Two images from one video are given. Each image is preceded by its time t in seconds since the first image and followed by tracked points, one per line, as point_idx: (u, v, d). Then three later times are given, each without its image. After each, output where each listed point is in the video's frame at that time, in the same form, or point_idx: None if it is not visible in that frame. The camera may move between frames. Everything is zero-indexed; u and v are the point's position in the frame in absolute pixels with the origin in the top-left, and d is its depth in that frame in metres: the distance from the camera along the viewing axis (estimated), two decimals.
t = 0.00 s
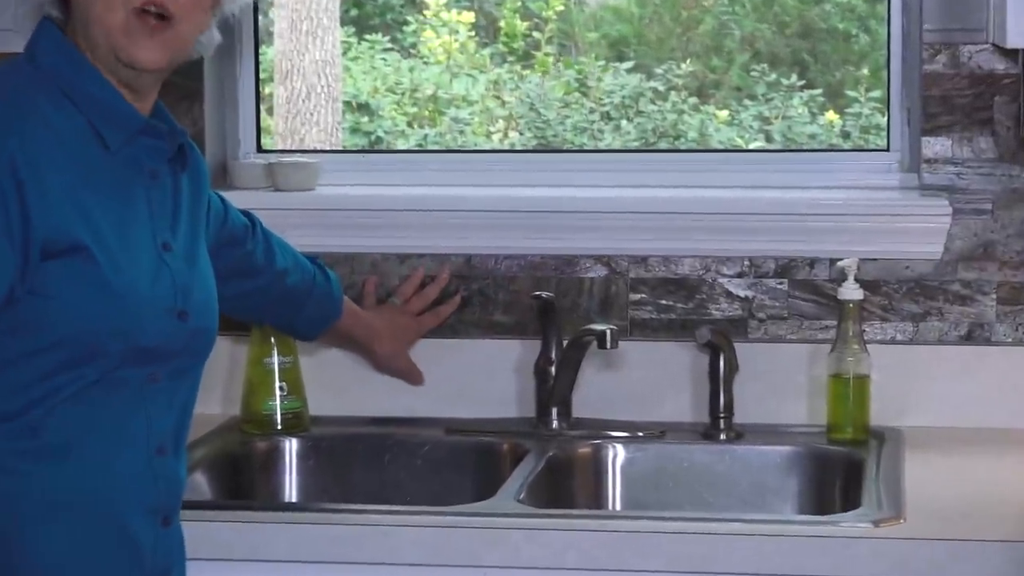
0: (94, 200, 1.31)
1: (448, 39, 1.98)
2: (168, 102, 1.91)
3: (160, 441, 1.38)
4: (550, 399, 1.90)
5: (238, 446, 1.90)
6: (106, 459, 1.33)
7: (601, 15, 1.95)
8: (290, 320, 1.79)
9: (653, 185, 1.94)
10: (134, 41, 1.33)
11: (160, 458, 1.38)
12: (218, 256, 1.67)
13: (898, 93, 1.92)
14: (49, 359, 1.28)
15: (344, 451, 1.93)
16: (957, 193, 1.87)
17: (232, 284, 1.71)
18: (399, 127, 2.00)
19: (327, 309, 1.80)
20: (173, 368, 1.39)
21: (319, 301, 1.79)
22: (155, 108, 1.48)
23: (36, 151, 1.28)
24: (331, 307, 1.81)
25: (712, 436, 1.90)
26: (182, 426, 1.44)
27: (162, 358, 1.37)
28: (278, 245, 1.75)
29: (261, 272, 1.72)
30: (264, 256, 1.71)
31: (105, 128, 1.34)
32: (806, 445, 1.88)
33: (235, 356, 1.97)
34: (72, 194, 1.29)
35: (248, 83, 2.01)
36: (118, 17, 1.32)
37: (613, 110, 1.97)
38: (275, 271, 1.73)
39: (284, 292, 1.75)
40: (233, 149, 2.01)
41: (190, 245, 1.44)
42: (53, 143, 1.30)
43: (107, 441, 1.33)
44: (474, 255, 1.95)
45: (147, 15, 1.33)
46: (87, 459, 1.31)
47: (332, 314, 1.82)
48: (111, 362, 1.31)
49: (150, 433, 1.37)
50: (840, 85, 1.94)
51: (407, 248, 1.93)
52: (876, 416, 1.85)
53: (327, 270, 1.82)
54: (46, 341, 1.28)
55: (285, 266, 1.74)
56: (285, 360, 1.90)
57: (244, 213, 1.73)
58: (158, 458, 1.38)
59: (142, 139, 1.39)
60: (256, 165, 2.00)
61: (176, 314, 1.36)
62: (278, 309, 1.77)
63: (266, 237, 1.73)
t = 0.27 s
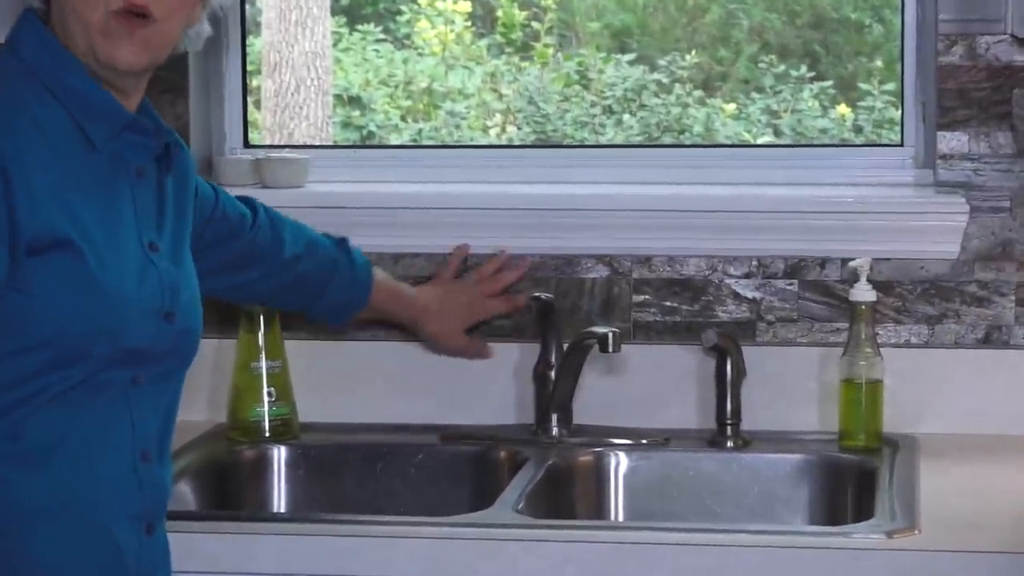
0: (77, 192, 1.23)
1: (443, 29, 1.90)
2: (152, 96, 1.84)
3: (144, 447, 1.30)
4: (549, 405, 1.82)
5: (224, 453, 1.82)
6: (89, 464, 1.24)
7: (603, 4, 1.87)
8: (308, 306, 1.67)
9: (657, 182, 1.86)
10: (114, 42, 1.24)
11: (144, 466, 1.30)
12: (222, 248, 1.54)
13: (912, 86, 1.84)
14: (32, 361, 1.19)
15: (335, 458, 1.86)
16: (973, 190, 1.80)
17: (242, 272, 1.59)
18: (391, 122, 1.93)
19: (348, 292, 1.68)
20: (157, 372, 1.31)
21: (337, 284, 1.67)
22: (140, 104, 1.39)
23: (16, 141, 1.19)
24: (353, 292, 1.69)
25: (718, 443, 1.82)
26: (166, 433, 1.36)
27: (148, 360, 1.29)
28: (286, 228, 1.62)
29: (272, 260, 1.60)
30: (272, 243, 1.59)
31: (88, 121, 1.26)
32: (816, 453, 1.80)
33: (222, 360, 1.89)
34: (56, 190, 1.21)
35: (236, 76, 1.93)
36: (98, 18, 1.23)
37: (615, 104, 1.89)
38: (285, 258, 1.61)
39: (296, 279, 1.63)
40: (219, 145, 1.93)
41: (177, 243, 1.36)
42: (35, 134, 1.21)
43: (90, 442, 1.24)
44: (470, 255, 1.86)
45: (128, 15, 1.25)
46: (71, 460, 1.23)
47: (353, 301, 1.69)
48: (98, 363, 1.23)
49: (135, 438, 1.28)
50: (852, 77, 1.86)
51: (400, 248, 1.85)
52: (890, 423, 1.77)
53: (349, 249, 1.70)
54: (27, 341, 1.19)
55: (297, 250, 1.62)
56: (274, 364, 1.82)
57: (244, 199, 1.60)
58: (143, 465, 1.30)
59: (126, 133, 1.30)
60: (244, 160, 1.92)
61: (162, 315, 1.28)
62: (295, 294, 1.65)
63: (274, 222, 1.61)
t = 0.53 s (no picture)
0: (66, 189, 1.17)
1: (441, 18, 1.82)
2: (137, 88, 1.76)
3: (135, 454, 1.23)
4: (551, 412, 1.75)
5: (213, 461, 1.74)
6: (76, 469, 1.18)
7: None
8: (288, 330, 1.54)
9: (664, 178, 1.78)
10: (107, 24, 1.17)
11: (135, 473, 1.23)
12: (205, 257, 1.46)
13: (930, 78, 1.76)
14: (16, 362, 1.13)
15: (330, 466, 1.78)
16: (994, 186, 1.72)
17: (222, 288, 1.49)
18: (386, 115, 1.85)
19: (329, 313, 1.55)
20: (149, 376, 1.24)
21: (317, 306, 1.54)
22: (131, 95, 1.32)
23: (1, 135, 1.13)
24: (332, 316, 1.55)
25: (729, 451, 1.75)
26: (157, 439, 1.30)
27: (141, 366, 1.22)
28: (272, 246, 1.52)
29: (250, 277, 1.49)
30: (254, 258, 1.49)
31: (74, 115, 1.19)
32: (831, 461, 1.72)
33: (210, 364, 1.81)
34: (44, 185, 1.15)
35: (226, 67, 1.85)
36: None
37: (620, 96, 1.81)
38: (267, 275, 1.50)
39: (278, 298, 1.51)
40: (208, 139, 1.85)
41: (170, 244, 1.29)
42: (20, 128, 1.15)
43: (85, 446, 1.18)
44: (469, 254, 1.79)
45: None
46: (62, 466, 1.17)
47: (333, 325, 1.55)
48: (88, 368, 1.17)
49: (125, 443, 1.22)
50: (867, 69, 1.78)
51: (396, 246, 1.77)
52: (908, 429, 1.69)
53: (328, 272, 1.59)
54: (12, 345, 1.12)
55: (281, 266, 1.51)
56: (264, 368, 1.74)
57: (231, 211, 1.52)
58: (134, 472, 1.23)
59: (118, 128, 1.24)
60: (233, 156, 1.84)
61: (156, 318, 1.22)
62: (274, 316, 1.53)
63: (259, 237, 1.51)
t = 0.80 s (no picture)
0: (51, 192, 1.17)
1: (439, 7, 1.74)
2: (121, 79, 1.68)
3: (120, 463, 1.24)
4: (554, 418, 1.67)
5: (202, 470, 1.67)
6: (60, 480, 1.18)
7: None
8: (245, 341, 1.55)
9: (672, 174, 1.71)
10: (93, 21, 1.18)
11: (120, 483, 1.24)
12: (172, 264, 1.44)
13: (950, 69, 1.68)
14: (2, 368, 1.14)
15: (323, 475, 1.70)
16: (1018, 182, 1.64)
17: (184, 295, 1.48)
18: (382, 108, 1.77)
19: (284, 325, 1.57)
20: (133, 382, 1.25)
21: (276, 319, 1.56)
22: (112, 87, 1.31)
23: None
24: (288, 330, 1.58)
25: (740, 459, 1.67)
26: (143, 447, 1.30)
27: (124, 370, 1.23)
28: (234, 257, 1.52)
29: (214, 287, 1.49)
30: (218, 268, 1.49)
31: (58, 110, 1.19)
32: (846, 469, 1.65)
33: (198, 368, 1.73)
34: (28, 183, 1.16)
35: (214, 58, 1.77)
36: None
37: (627, 88, 1.73)
38: (229, 285, 1.50)
39: (239, 310, 1.52)
40: (195, 133, 1.77)
41: (151, 249, 1.28)
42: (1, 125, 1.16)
43: (69, 453, 1.19)
44: (469, 253, 1.71)
45: None
46: (46, 471, 1.17)
47: (289, 338, 1.59)
48: (71, 373, 1.17)
49: (109, 452, 1.22)
50: (885, 60, 1.70)
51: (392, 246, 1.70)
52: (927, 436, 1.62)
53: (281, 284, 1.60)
54: None
55: (242, 278, 1.51)
56: (255, 373, 1.67)
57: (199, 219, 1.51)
58: (119, 482, 1.24)
59: (101, 127, 1.23)
60: (222, 151, 1.76)
61: (137, 323, 1.22)
62: (232, 326, 1.53)
63: (220, 249, 1.50)
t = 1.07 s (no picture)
0: (26, 188, 1.10)
1: None
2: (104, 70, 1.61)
3: (103, 471, 1.17)
4: (558, 424, 1.60)
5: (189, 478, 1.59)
6: (39, 490, 1.12)
7: None
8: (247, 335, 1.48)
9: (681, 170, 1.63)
10: None
11: (102, 493, 1.17)
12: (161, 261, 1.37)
13: (972, 60, 1.60)
14: None
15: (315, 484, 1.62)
16: None
17: (178, 291, 1.40)
18: (378, 101, 1.69)
19: (287, 315, 1.49)
20: (117, 386, 1.18)
21: (279, 310, 1.48)
22: (93, 79, 1.22)
23: None
24: (292, 320, 1.50)
25: (751, 467, 1.60)
26: (128, 453, 1.23)
27: (107, 373, 1.15)
28: (231, 247, 1.44)
29: (211, 279, 1.41)
30: (215, 258, 1.41)
31: (40, 106, 1.12)
32: (862, 478, 1.57)
33: (186, 372, 1.66)
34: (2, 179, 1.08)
35: (203, 48, 1.70)
36: None
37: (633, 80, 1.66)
38: (227, 275, 1.43)
39: (238, 302, 1.44)
40: (183, 126, 1.70)
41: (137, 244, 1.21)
42: None
43: (47, 461, 1.12)
44: (468, 252, 1.63)
45: None
46: (23, 481, 1.11)
47: (293, 330, 1.51)
48: (50, 379, 1.10)
49: (91, 460, 1.15)
50: (903, 50, 1.63)
51: (387, 244, 1.62)
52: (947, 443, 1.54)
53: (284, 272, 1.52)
54: None
55: (240, 269, 1.44)
56: (244, 377, 1.59)
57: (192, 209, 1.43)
58: (101, 492, 1.17)
59: (82, 118, 1.15)
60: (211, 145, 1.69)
61: (121, 325, 1.15)
62: (231, 320, 1.46)
63: (216, 238, 1.42)
